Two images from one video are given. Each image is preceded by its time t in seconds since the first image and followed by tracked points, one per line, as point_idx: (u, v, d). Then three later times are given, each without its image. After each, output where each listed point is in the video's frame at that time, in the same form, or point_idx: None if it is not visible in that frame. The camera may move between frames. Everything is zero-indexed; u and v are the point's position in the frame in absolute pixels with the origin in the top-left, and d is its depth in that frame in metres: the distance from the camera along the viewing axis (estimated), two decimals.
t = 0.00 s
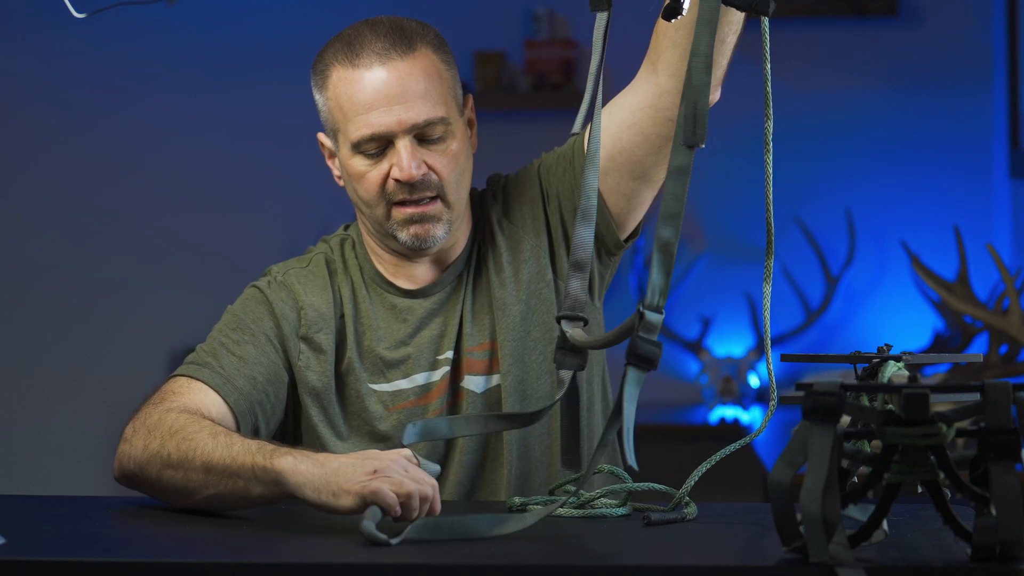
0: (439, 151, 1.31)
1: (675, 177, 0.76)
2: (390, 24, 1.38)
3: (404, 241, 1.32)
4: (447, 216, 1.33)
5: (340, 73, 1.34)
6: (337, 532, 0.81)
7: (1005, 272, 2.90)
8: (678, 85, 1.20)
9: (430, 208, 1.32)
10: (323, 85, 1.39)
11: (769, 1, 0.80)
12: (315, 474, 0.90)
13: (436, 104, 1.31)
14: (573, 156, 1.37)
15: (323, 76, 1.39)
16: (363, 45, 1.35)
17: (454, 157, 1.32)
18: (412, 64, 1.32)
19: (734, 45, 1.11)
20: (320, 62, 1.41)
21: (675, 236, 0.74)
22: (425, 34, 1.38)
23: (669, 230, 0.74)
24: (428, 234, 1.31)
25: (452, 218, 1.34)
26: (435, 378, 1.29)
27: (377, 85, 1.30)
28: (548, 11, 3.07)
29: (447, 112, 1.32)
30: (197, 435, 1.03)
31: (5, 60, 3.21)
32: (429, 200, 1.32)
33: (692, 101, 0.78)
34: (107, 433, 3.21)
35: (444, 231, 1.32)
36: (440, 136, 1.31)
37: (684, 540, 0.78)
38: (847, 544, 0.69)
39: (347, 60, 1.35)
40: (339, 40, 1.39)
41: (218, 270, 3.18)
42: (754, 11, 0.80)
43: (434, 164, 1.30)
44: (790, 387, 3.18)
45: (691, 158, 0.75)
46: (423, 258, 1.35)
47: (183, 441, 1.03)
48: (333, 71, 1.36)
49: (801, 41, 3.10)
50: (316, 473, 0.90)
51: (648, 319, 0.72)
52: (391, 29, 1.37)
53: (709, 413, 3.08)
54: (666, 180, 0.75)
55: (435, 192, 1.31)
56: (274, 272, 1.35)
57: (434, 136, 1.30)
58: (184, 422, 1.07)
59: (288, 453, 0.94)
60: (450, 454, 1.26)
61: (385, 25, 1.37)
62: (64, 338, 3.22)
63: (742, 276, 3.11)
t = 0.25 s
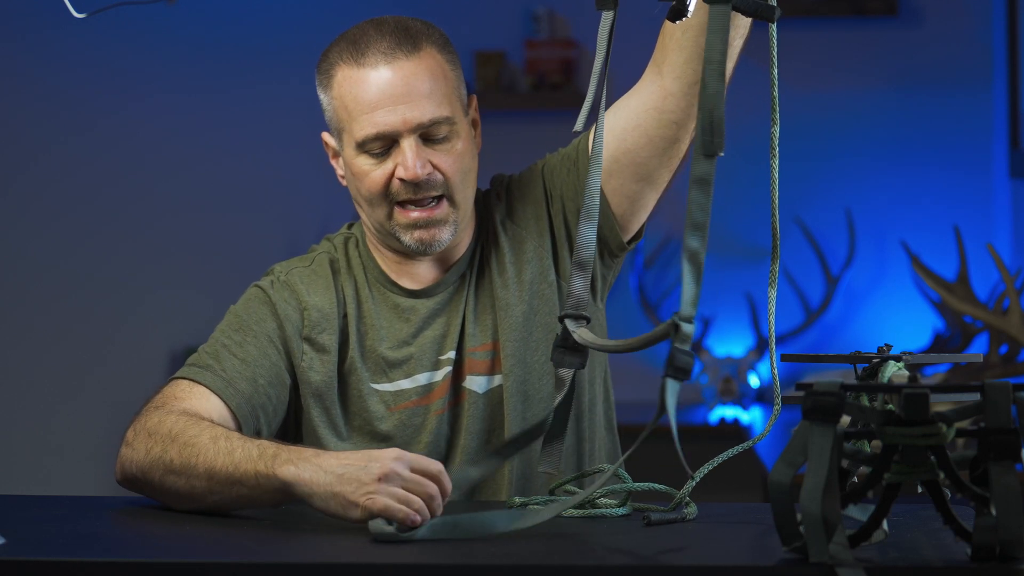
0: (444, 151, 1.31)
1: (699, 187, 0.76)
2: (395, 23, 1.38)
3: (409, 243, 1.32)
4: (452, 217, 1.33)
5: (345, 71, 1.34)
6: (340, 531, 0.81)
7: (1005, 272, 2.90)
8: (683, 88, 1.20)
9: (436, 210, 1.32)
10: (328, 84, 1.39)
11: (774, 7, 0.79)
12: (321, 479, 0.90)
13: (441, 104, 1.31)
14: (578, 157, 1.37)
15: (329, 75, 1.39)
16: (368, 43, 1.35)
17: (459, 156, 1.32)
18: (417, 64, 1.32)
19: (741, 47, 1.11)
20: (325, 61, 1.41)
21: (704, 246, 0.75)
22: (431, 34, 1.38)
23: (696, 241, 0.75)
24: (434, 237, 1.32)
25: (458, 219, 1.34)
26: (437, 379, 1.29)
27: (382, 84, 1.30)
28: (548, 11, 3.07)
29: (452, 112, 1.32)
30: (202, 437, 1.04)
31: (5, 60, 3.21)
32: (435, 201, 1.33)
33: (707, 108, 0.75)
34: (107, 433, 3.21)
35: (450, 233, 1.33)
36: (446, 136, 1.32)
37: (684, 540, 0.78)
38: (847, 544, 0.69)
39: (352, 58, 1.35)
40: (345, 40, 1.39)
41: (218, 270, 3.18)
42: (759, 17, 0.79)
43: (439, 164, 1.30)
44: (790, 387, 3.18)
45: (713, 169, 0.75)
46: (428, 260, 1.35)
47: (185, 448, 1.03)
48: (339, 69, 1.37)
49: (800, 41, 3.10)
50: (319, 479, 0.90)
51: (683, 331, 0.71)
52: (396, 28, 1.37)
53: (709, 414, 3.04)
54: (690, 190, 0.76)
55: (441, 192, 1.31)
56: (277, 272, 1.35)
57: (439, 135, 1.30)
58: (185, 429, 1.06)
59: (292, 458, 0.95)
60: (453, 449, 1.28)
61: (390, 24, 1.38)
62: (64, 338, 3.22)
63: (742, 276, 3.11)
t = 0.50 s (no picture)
0: (444, 149, 1.31)
1: (721, 192, 0.78)
2: (397, 22, 1.38)
3: (409, 242, 1.33)
4: (453, 216, 1.34)
5: (346, 69, 1.34)
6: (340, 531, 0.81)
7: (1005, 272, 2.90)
8: (689, 86, 1.20)
9: (437, 209, 1.33)
10: (329, 82, 1.39)
11: (789, 9, 0.79)
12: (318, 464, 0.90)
13: (442, 101, 1.31)
14: (581, 158, 1.38)
15: (329, 73, 1.39)
16: (369, 41, 1.35)
17: (459, 154, 1.32)
18: (418, 61, 1.32)
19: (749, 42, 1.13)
20: (327, 60, 1.41)
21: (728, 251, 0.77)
22: (432, 33, 1.38)
23: (721, 245, 0.77)
24: (434, 237, 1.32)
25: (458, 217, 1.34)
26: (440, 378, 1.29)
27: (382, 81, 1.30)
28: (548, 11, 3.07)
29: (453, 109, 1.32)
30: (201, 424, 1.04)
31: (4, 61, 3.21)
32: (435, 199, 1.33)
33: (728, 114, 0.78)
34: (107, 433, 3.21)
35: (450, 232, 1.33)
36: (446, 135, 1.32)
37: (685, 539, 0.78)
38: (847, 544, 0.69)
39: (354, 56, 1.36)
40: (346, 38, 1.40)
41: (218, 270, 3.18)
42: (774, 18, 0.79)
43: (439, 162, 1.30)
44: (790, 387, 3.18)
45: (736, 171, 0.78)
46: (429, 259, 1.36)
47: (187, 433, 1.03)
48: (339, 67, 1.37)
49: (800, 41, 3.10)
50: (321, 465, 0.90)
51: (714, 335, 0.74)
52: (397, 25, 1.37)
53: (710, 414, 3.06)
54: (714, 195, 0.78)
55: (441, 190, 1.32)
56: (280, 270, 1.35)
57: (439, 133, 1.30)
58: (183, 418, 1.06)
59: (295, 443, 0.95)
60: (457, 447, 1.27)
61: (391, 23, 1.38)
62: (64, 338, 3.22)
63: (742, 276, 3.12)
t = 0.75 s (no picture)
0: (443, 150, 1.33)
1: (675, 170, 0.80)
2: (401, 19, 1.38)
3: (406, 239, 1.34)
4: (449, 214, 1.36)
5: (347, 67, 1.35)
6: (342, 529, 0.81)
7: (1005, 272, 2.90)
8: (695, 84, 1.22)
9: (434, 208, 1.34)
10: (332, 78, 1.40)
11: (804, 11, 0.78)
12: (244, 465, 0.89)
13: (441, 103, 1.33)
14: (583, 156, 1.38)
15: (332, 69, 1.40)
16: (371, 39, 1.36)
17: (457, 155, 1.34)
18: (419, 62, 1.33)
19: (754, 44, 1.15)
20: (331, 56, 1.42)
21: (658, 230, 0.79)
22: (436, 33, 1.39)
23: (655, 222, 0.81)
24: (429, 232, 1.34)
25: (455, 216, 1.36)
26: (442, 375, 1.29)
27: (382, 81, 1.31)
28: (548, 11, 3.07)
29: (452, 111, 1.34)
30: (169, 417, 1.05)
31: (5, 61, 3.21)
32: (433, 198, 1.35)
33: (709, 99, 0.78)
34: (107, 433, 3.20)
35: (445, 230, 1.35)
36: (445, 135, 1.34)
37: (685, 539, 0.78)
38: (847, 544, 0.69)
39: (355, 54, 1.36)
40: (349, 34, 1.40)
41: (218, 270, 3.18)
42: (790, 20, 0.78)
43: (436, 162, 1.32)
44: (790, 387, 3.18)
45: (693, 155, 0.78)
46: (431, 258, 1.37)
47: (150, 428, 1.04)
48: (342, 63, 1.37)
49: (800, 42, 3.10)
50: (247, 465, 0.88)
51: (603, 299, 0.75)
52: (400, 24, 1.37)
53: (709, 413, 3.06)
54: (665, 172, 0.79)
55: (438, 191, 1.34)
56: (282, 266, 1.36)
57: (438, 133, 1.33)
58: (158, 411, 1.07)
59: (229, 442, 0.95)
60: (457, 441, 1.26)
61: (396, 20, 1.38)
62: (64, 338, 3.22)
63: (742, 276, 3.11)
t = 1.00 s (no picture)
0: (437, 152, 1.34)
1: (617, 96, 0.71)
2: (402, 22, 1.41)
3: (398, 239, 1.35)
4: (441, 215, 1.37)
5: (346, 68, 1.38)
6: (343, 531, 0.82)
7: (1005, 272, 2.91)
8: (699, 85, 1.24)
9: (426, 209, 1.36)
10: (333, 78, 1.43)
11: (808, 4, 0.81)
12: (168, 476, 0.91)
13: (436, 105, 1.34)
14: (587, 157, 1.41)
15: (335, 70, 1.43)
16: (372, 41, 1.39)
17: (451, 158, 1.35)
18: (416, 65, 1.35)
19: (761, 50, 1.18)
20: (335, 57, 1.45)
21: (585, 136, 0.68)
22: (437, 35, 1.41)
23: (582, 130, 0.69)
24: (421, 232, 1.35)
25: (447, 218, 1.38)
26: (443, 375, 1.32)
27: (379, 83, 1.33)
28: (548, 11, 3.07)
29: (448, 114, 1.35)
30: (155, 430, 1.06)
31: (4, 61, 3.21)
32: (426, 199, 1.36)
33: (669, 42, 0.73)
34: (107, 433, 3.21)
35: (437, 231, 1.36)
36: (440, 137, 1.35)
37: (686, 540, 0.78)
38: (846, 545, 0.69)
39: (356, 55, 1.39)
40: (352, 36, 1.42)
41: (218, 270, 3.18)
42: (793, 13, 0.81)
43: (428, 164, 1.33)
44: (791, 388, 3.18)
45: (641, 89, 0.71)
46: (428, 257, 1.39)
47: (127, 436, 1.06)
48: (343, 64, 1.40)
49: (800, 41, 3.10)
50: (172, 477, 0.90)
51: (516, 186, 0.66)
52: (401, 27, 1.40)
53: (709, 413, 3.09)
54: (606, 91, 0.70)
55: (431, 192, 1.34)
56: (283, 267, 1.38)
57: (433, 135, 1.34)
58: (143, 425, 1.07)
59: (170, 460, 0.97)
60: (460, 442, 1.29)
61: (398, 23, 1.41)
62: (64, 338, 3.22)
63: (743, 275, 3.10)
